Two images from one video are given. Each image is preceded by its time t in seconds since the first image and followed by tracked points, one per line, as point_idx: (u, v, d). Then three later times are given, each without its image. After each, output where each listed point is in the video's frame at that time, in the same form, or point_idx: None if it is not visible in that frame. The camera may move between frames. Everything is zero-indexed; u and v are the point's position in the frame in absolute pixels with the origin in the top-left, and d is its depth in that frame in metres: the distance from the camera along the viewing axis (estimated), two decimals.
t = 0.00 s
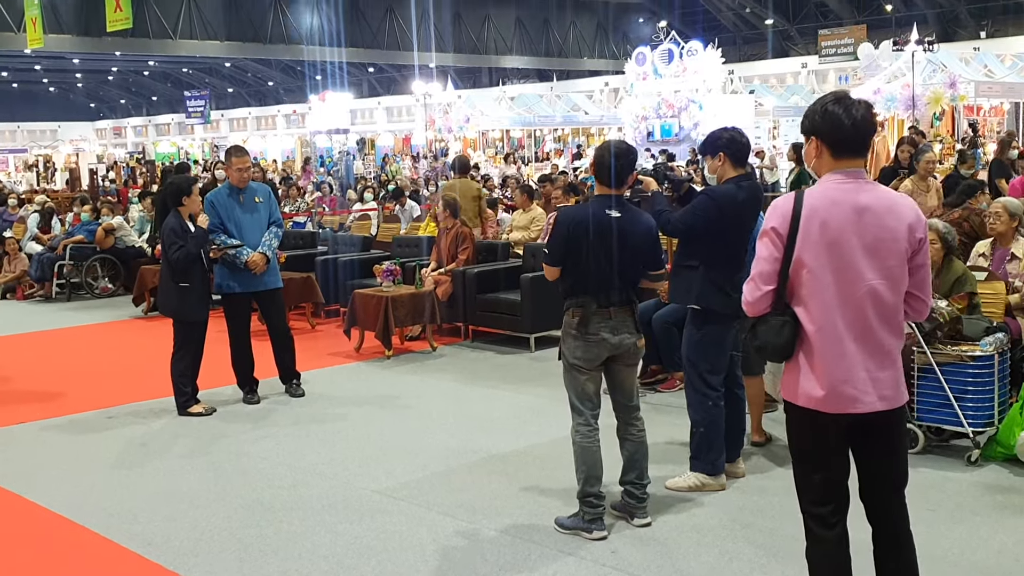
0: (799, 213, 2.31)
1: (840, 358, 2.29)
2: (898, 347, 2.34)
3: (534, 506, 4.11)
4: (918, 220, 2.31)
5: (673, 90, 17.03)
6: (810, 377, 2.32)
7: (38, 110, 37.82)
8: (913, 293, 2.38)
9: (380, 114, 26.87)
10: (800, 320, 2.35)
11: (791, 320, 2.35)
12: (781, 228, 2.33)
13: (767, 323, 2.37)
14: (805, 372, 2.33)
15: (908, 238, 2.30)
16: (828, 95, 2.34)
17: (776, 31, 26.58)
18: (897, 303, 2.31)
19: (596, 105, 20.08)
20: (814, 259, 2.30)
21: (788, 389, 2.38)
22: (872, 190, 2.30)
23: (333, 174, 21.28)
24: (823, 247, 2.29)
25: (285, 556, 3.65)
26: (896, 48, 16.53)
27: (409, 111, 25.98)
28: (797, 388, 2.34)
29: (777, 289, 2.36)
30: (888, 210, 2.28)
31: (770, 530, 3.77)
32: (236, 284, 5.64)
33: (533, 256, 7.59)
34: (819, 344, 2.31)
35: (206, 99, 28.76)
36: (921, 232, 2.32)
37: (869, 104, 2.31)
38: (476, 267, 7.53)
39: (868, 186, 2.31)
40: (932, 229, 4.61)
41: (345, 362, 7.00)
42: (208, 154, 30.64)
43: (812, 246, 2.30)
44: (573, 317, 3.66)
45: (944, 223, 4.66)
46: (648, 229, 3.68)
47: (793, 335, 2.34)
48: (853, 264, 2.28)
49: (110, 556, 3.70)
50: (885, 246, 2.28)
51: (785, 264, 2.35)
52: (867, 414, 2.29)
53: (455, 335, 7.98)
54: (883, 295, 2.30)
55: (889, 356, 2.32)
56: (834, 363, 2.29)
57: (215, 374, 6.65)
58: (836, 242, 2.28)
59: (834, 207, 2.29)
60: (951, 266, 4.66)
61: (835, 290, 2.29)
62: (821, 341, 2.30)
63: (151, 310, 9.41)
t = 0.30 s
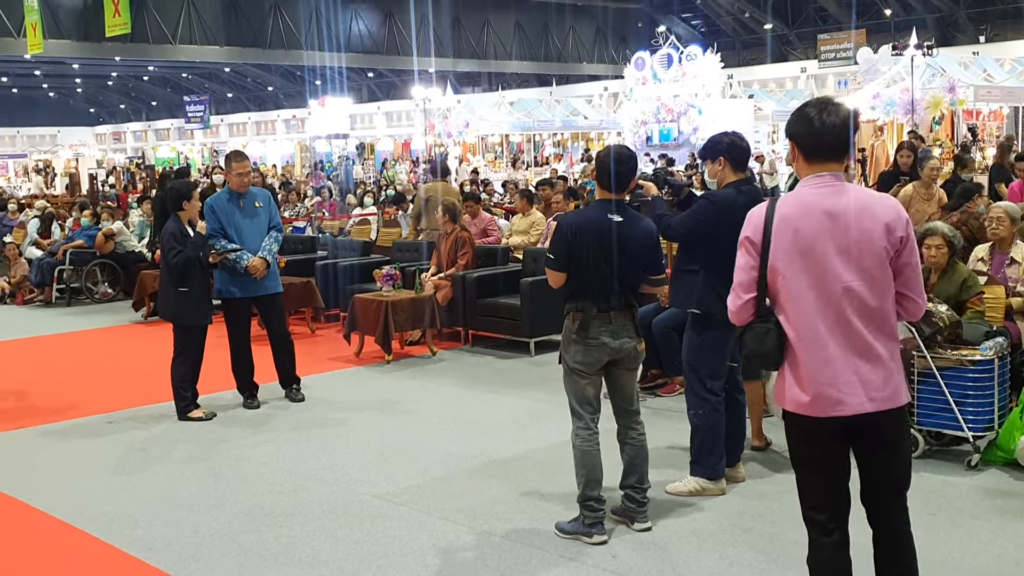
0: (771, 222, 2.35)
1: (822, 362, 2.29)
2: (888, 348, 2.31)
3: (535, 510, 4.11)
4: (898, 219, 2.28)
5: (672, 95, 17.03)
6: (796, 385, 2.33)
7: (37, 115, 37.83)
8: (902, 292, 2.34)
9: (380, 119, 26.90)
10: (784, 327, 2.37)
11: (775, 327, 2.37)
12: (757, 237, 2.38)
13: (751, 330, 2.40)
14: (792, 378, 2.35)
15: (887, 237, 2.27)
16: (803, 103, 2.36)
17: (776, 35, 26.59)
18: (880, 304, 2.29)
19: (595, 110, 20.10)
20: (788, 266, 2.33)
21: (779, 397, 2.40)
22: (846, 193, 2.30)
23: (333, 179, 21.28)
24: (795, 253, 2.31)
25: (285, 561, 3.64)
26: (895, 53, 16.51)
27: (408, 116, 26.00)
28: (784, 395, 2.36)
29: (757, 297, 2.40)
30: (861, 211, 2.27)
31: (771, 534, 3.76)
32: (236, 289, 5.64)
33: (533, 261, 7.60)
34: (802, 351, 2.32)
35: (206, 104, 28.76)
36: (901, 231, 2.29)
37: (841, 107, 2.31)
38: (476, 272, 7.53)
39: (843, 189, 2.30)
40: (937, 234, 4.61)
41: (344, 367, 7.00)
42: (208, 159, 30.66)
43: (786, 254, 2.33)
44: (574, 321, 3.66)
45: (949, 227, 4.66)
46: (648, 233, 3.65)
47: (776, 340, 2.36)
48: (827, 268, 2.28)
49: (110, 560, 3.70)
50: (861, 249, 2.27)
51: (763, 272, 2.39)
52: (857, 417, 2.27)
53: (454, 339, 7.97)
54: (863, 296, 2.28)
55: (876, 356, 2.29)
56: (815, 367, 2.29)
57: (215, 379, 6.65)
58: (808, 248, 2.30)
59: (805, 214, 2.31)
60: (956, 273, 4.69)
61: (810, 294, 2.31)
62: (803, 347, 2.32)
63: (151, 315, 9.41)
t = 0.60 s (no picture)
0: (754, 228, 2.39)
1: (811, 364, 2.28)
2: (882, 346, 2.26)
3: (534, 512, 4.10)
4: (882, 216, 2.24)
5: (670, 96, 17.07)
6: (790, 387, 2.33)
7: (35, 118, 37.83)
8: (900, 290, 2.28)
9: (378, 121, 26.94)
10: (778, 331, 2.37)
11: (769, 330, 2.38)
12: (744, 245, 2.42)
13: (746, 335, 2.45)
14: (786, 382, 2.35)
15: (870, 235, 2.23)
16: (792, 108, 2.37)
17: (773, 37, 26.62)
18: (868, 302, 2.25)
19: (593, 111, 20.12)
20: (774, 270, 2.33)
21: (779, 402, 2.40)
22: (829, 193, 2.28)
23: (332, 181, 21.27)
24: (777, 257, 2.32)
25: (284, 563, 3.64)
26: (894, 54, 16.52)
27: (406, 118, 26.03)
28: (780, 400, 2.37)
29: (748, 301, 2.46)
30: (841, 210, 2.25)
31: (770, 535, 3.76)
32: (235, 291, 5.64)
33: (531, 262, 7.60)
34: (791, 353, 2.32)
35: (204, 106, 28.73)
36: (888, 227, 2.24)
37: (822, 110, 2.32)
38: (475, 274, 7.52)
39: (827, 190, 2.29)
40: (938, 239, 4.63)
41: (343, 369, 7.00)
42: (206, 162, 30.68)
43: (771, 257, 2.34)
44: (576, 322, 3.65)
45: (951, 231, 4.67)
46: (651, 235, 3.70)
47: (768, 343, 2.37)
48: (809, 269, 2.27)
49: (109, 562, 3.69)
50: (843, 247, 2.24)
51: (753, 279, 2.43)
52: (851, 417, 2.24)
53: (453, 341, 7.97)
54: (849, 295, 2.25)
55: (868, 355, 2.25)
56: (805, 370, 2.29)
57: (214, 381, 6.65)
58: (790, 250, 2.30)
59: (787, 217, 2.31)
60: (960, 279, 4.69)
61: (794, 297, 2.30)
62: (792, 349, 2.31)
63: (150, 316, 9.41)
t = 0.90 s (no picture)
0: (778, 228, 2.37)
1: (822, 368, 2.26)
2: (895, 356, 2.21)
3: (535, 514, 4.09)
4: (906, 223, 2.18)
5: (670, 99, 17.11)
6: (802, 389, 2.32)
7: (35, 120, 37.82)
8: (920, 300, 2.23)
9: (379, 123, 27.01)
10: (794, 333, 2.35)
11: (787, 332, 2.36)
12: (767, 243, 2.41)
13: (765, 335, 2.45)
14: (798, 384, 2.33)
15: (891, 242, 2.18)
16: (827, 106, 2.33)
17: (773, 40, 26.66)
18: (885, 310, 2.20)
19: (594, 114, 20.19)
20: (792, 271, 2.31)
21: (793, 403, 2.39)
22: (854, 197, 2.24)
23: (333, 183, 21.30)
24: (796, 256, 2.30)
25: (285, 565, 3.63)
26: (893, 56, 16.55)
27: (406, 120, 26.09)
28: (792, 401, 2.35)
29: (768, 301, 2.44)
30: (864, 215, 2.21)
31: (771, 538, 3.76)
32: (236, 293, 5.63)
33: (532, 264, 7.59)
34: (803, 355, 2.30)
35: (204, 109, 28.71)
36: (911, 234, 2.18)
37: (854, 110, 2.29)
38: (475, 276, 7.51)
39: (853, 193, 2.25)
40: (945, 243, 4.59)
41: (344, 371, 6.99)
42: (206, 164, 30.71)
43: (791, 258, 2.31)
44: (580, 324, 3.66)
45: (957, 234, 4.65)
46: (654, 238, 3.70)
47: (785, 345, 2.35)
48: (826, 272, 2.24)
49: (109, 565, 3.68)
50: (862, 253, 2.20)
51: (773, 278, 2.41)
52: (862, 424, 2.21)
53: (454, 343, 7.96)
54: (865, 301, 2.21)
55: (880, 364, 2.21)
56: (815, 374, 2.27)
57: (215, 383, 6.63)
58: (809, 252, 2.27)
59: (810, 218, 2.28)
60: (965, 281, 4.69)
61: (809, 299, 2.28)
62: (805, 351, 2.29)
63: (151, 318, 9.41)
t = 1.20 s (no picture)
0: (839, 232, 2.29)
1: (881, 379, 2.20)
2: (956, 370, 2.16)
3: (535, 516, 4.10)
4: (974, 235, 2.11)
5: (670, 101, 17.08)
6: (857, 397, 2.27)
7: (36, 122, 37.87)
8: (985, 313, 2.16)
9: (380, 124, 27.11)
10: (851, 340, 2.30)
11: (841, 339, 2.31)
12: (829, 247, 2.31)
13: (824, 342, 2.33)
14: (854, 392, 2.29)
15: (958, 254, 2.12)
16: (893, 106, 2.25)
17: (773, 41, 26.66)
18: (947, 322, 2.14)
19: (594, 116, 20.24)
20: (853, 279, 2.25)
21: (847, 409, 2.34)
22: (920, 204, 2.16)
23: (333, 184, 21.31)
24: (859, 265, 2.23)
25: (285, 567, 3.63)
26: (894, 58, 16.51)
27: (407, 122, 26.12)
28: (848, 410, 2.31)
29: (829, 307, 2.34)
30: (931, 224, 2.14)
31: (770, 540, 3.76)
32: (236, 294, 5.63)
33: (532, 266, 7.60)
34: (861, 364, 2.25)
35: (204, 110, 28.70)
36: (978, 248, 2.11)
37: (921, 112, 2.20)
38: (475, 277, 7.52)
39: (918, 201, 2.18)
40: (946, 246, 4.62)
41: (344, 373, 7.00)
42: (207, 166, 30.75)
43: (852, 265, 2.25)
44: (581, 327, 3.66)
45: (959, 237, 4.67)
46: (655, 240, 3.70)
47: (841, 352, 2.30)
48: (889, 282, 2.18)
49: (109, 566, 3.69)
50: (927, 264, 2.14)
51: (834, 284, 2.31)
52: (919, 438, 2.17)
53: (454, 345, 7.96)
54: (928, 315, 2.14)
55: (942, 377, 2.16)
56: (873, 384, 2.22)
57: (216, 385, 6.63)
58: (872, 261, 2.20)
59: (872, 225, 2.21)
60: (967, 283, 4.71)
61: (870, 309, 2.22)
62: (863, 360, 2.24)
63: (151, 320, 9.42)
